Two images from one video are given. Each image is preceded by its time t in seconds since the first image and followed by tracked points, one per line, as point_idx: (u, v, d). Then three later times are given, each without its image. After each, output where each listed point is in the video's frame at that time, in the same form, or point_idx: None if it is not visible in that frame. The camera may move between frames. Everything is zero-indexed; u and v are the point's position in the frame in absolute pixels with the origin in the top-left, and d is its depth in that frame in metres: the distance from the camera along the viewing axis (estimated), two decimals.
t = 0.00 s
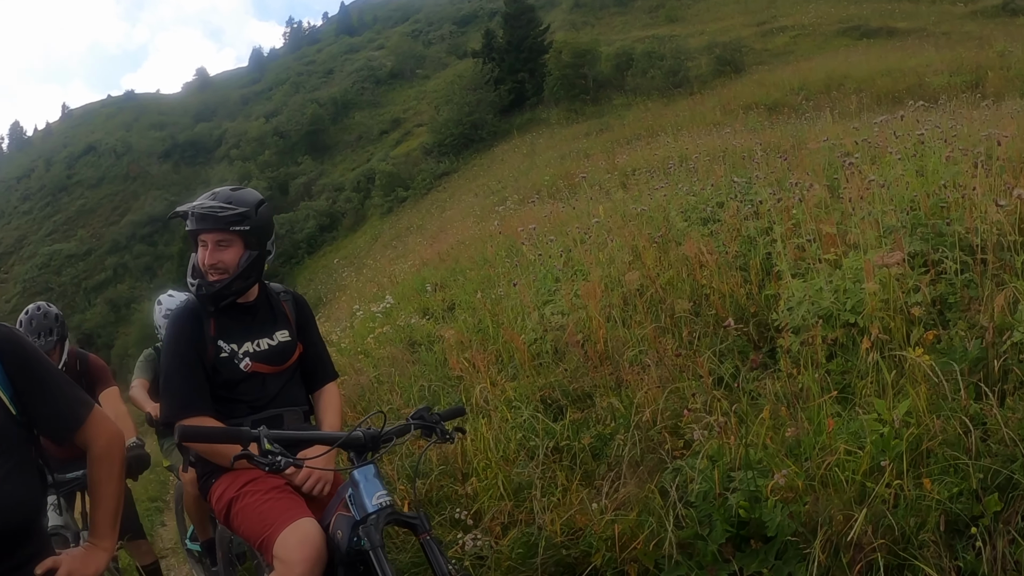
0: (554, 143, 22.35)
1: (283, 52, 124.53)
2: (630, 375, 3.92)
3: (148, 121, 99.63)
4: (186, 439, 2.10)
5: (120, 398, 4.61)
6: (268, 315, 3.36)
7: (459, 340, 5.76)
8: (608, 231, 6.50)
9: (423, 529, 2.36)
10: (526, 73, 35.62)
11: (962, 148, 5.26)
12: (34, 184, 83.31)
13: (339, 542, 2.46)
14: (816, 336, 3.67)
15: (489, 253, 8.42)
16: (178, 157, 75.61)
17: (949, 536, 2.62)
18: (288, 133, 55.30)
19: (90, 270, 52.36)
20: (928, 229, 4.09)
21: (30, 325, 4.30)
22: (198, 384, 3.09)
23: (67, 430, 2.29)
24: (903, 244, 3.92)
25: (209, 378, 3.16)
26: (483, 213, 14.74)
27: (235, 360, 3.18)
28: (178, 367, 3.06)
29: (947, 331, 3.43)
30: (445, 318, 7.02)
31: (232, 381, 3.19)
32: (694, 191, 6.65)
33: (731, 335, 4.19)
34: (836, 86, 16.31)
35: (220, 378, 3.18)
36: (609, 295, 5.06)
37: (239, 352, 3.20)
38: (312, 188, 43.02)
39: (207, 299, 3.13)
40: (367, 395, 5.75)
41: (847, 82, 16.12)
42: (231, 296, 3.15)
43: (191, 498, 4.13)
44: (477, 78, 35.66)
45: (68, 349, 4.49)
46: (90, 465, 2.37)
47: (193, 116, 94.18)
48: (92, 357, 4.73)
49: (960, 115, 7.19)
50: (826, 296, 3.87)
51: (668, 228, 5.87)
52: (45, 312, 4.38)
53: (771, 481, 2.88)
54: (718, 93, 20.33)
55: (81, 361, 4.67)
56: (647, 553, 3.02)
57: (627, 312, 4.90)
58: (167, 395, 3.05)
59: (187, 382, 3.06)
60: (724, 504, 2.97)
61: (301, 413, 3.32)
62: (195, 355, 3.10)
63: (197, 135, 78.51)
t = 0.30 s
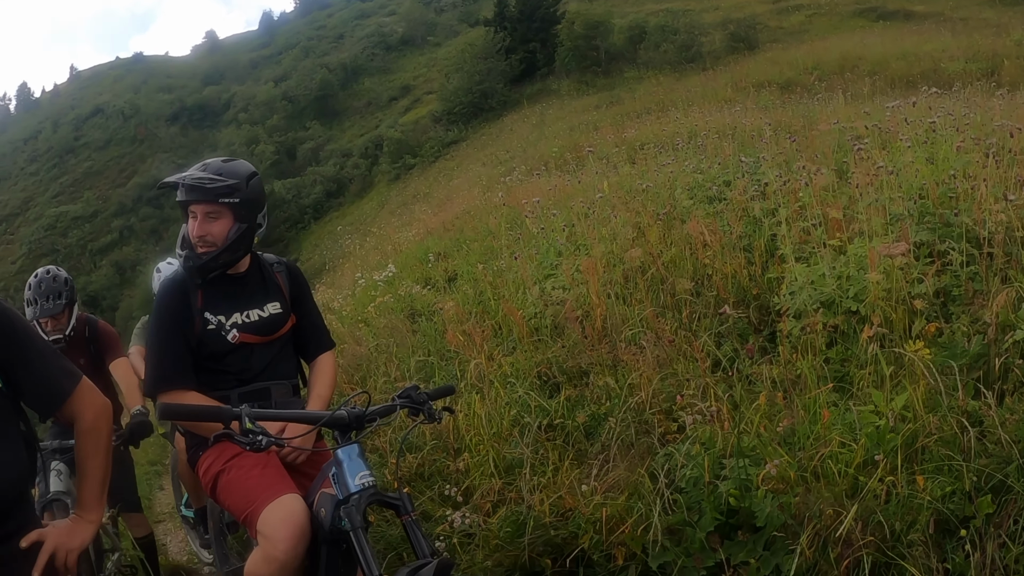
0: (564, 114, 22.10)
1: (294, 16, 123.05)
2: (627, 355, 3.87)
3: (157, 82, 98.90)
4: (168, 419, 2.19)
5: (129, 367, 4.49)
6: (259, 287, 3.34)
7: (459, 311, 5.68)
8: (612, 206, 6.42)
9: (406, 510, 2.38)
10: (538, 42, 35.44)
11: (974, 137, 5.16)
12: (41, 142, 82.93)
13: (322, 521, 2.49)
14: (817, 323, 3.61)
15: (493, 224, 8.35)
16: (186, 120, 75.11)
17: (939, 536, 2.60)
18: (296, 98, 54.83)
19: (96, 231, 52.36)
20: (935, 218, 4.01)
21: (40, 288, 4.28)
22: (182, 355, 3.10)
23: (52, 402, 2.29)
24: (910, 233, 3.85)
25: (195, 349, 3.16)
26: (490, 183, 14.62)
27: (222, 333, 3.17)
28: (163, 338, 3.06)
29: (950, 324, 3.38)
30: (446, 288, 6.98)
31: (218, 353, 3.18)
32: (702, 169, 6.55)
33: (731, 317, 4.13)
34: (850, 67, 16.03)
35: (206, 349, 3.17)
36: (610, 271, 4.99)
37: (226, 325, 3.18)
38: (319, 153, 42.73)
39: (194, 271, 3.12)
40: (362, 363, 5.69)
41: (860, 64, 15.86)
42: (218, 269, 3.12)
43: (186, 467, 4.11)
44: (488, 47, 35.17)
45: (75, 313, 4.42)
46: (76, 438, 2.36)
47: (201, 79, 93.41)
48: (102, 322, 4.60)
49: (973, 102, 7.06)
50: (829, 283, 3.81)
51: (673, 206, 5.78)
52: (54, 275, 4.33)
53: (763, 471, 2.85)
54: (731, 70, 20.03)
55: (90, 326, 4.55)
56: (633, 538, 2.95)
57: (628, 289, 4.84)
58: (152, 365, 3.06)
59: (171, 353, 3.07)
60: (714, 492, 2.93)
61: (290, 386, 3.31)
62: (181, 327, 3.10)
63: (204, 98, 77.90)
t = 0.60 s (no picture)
0: (601, 101, 21.91)
1: None
2: (656, 346, 3.86)
3: (198, 60, 100.20)
4: (197, 392, 2.31)
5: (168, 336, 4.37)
6: (291, 265, 3.42)
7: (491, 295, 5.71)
8: (647, 196, 6.39)
9: (428, 493, 2.43)
10: (578, 29, 35.19)
11: (1017, 139, 5.04)
12: (85, 116, 84.67)
13: (345, 500, 2.57)
14: (849, 321, 3.57)
15: (527, 210, 8.36)
16: (225, 99, 76.03)
17: (962, 543, 2.58)
18: (334, 79, 55.17)
19: (135, 205, 53.44)
20: (974, 220, 3.93)
21: (91, 244, 4.24)
22: (211, 331, 3.20)
23: (83, 374, 2.48)
24: (947, 233, 3.77)
25: (224, 324, 3.25)
26: (525, 168, 14.60)
27: (250, 310, 3.25)
28: (192, 313, 3.16)
29: (984, 328, 3.32)
30: (478, 273, 7.01)
31: (246, 329, 3.27)
32: (739, 161, 6.48)
33: (763, 312, 4.09)
34: (893, 63, 15.64)
35: (235, 325, 3.27)
36: (643, 261, 4.99)
37: (254, 302, 3.26)
38: (355, 135, 43.01)
39: (222, 247, 3.20)
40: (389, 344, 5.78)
41: (903, 60, 15.47)
42: (247, 246, 3.20)
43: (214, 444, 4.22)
44: (526, 32, 34.99)
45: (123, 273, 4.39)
46: (104, 409, 2.57)
47: (241, 58, 94.43)
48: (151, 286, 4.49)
49: (1021, 103, 6.87)
50: (862, 281, 3.76)
51: (709, 197, 5.74)
52: (106, 232, 4.30)
53: (789, 469, 2.84)
54: (772, 62, 19.66)
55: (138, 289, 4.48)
56: (655, 530, 2.93)
57: (660, 278, 4.82)
58: (181, 339, 3.16)
59: (199, 328, 3.17)
60: (737, 487, 2.93)
61: (317, 362, 3.38)
62: (210, 302, 3.19)
63: (243, 77, 78.77)
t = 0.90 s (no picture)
0: (626, 96, 21.79)
1: None
2: (677, 341, 3.86)
3: (224, 56, 101.26)
4: (217, 382, 2.37)
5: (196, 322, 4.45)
6: (312, 259, 3.47)
7: (514, 289, 5.74)
8: (671, 191, 6.37)
9: (446, 486, 2.47)
10: (602, 24, 35.06)
11: None
12: (113, 111, 86.03)
13: (364, 491, 2.63)
14: (872, 319, 3.54)
15: (550, 205, 8.36)
16: (249, 94, 76.77)
17: (983, 544, 2.56)
18: (358, 74, 55.45)
19: (161, 199, 54.23)
20: (1000, 217, 3.87)
21: (112, 225, 4.33)
22: (232, 324, 3.26)
23: (106, 365, 2.55)
24: (972, 230, 3.72)
25: (245, 317, 3.31)
26: (549, 163, 14.59)
27: (271, 303, 3.31)
28: (213, 306, 3.22)
29: (1009, 325, 3.28)
30: (502, 267, 7.03)
31: (267, 322, 3.33)
32: (763, 156, 6.43)
33: (787, 308, 4.07)
34: (920, 57, 15.36)
35: (256, 318, 3.33)
36: (666, 256, 4.99)
37: (275, 296, 3.31)
38: (378, 130, 43.23)
39: (241, 243, 3.25)
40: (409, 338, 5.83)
41: (931, 53, 15.19)
42: (266, 242, 3.26)
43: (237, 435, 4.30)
44: (550, 26, 34.86)
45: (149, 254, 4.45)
46: (127, 399, 2.64)
47: (266, 53, 95.23)
48: (177, 269, 4.56)
49: None
50: (887, 278, 3.73)
51: (732, 192, 5.71)
52: (129, 213, 4.35)
53: (809, 467, 2.83)
54: (798, 56, 19.40)
55: (165, 272, 4.53)
56: (674, 526, 2.94)
57: (683, 274, 4.80)
58: (202, 330, 3.23)
59: (220, 320, 3.23)
60: (758, 485, 2.93)
61: (336, 349, 3.47)
62: (231, 296, 3.25)
63: (268, 72, 79.47)
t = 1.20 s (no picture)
0: (610, 101, 21.85)
1: (339, 6, 124.28)
2: (668, 347, 3.82)
3: (208, 72, 101.11)
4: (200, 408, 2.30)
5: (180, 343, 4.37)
6: (296, 276, 3.45)
7: (503, 299, 5.70)
8: (657, 195, 6.37)
9: (438, 504, 2.42)
10: (584, 30, 35.19)
11: None
12: (97, 130, 85.69)
13: (355, 511, 2.57)
14: (863, 318, 3.52)
15: (537, 212, 8.34)
16: (234, 109, 76.59)
17: (982, 542, 2.53)
18: (343, 86, 55.44)
19: (148, 217, 53.91)
20: (987, 210, 3.87)
21: (80, 252, 4.19)
22: (217, 346, 3.19)
23: (90, 390, 2.49)
24: (960, 225, 3.72)
25: (230, 337, 3.25)
26: (536, 170, 14.59)
27: (258, 322, 3.26)
28: (197, 328, 3.14)
29: (1000, 320, 3.27)
30: (490, 276, 7.00)
31: (254, 342, 3.27)
32: (748, 158, 6.44)
33: (777, 309, 4.05)
34: (900, 54, 15.48)
35: (242, 337, 3.26)
36: (654, 261, 4.97)
37: (262, 314, 3.27)
38: (364, 141, 43.20)
39: (224, 261, 3.19)
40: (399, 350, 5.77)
41: (911, 50, 15.31)
42: (250, 261, 3.20)
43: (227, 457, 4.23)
44: (533, 33, 34.96)
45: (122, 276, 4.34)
46: (111, 425, 2.57)
47: (249, 68, 95.13)
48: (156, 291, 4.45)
49: None
50: (876, 275, 3.72)
51: (719, 194, 5.70)
52: (95, 237, 4.20)
53: (804, 469, 2.80)
54: (779, 56, 19.52)
55: (143, 292, 4.42)
56: (670, 534, 2.89)
57: (672, 278, 4.79)
58: (187, 352, 3.15)
59: (206, 342, 3.15)
60: (753, 490, 2.89)
61: (325, 372, 3.39)
62: (216, 315, 3.19)
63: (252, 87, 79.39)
